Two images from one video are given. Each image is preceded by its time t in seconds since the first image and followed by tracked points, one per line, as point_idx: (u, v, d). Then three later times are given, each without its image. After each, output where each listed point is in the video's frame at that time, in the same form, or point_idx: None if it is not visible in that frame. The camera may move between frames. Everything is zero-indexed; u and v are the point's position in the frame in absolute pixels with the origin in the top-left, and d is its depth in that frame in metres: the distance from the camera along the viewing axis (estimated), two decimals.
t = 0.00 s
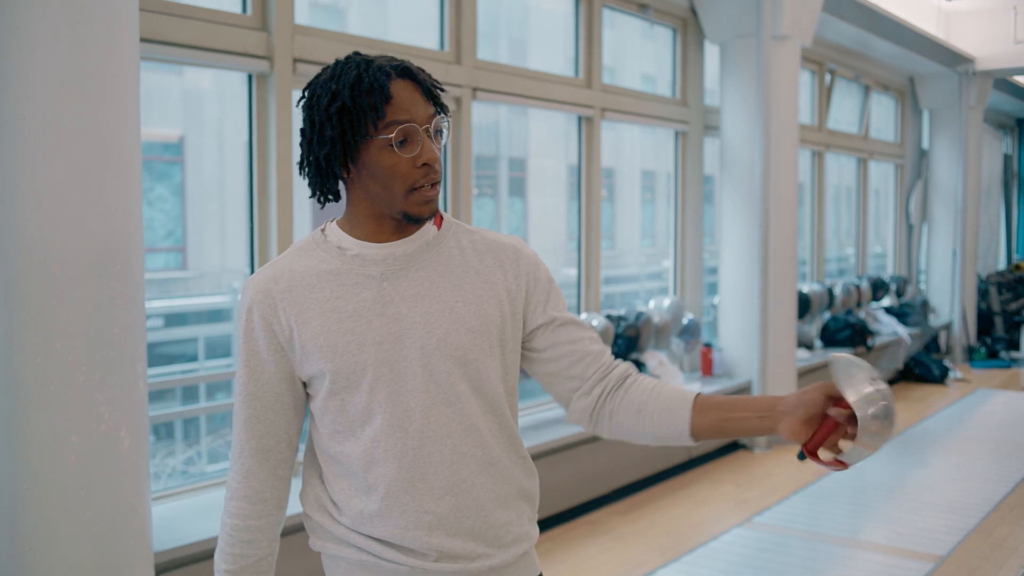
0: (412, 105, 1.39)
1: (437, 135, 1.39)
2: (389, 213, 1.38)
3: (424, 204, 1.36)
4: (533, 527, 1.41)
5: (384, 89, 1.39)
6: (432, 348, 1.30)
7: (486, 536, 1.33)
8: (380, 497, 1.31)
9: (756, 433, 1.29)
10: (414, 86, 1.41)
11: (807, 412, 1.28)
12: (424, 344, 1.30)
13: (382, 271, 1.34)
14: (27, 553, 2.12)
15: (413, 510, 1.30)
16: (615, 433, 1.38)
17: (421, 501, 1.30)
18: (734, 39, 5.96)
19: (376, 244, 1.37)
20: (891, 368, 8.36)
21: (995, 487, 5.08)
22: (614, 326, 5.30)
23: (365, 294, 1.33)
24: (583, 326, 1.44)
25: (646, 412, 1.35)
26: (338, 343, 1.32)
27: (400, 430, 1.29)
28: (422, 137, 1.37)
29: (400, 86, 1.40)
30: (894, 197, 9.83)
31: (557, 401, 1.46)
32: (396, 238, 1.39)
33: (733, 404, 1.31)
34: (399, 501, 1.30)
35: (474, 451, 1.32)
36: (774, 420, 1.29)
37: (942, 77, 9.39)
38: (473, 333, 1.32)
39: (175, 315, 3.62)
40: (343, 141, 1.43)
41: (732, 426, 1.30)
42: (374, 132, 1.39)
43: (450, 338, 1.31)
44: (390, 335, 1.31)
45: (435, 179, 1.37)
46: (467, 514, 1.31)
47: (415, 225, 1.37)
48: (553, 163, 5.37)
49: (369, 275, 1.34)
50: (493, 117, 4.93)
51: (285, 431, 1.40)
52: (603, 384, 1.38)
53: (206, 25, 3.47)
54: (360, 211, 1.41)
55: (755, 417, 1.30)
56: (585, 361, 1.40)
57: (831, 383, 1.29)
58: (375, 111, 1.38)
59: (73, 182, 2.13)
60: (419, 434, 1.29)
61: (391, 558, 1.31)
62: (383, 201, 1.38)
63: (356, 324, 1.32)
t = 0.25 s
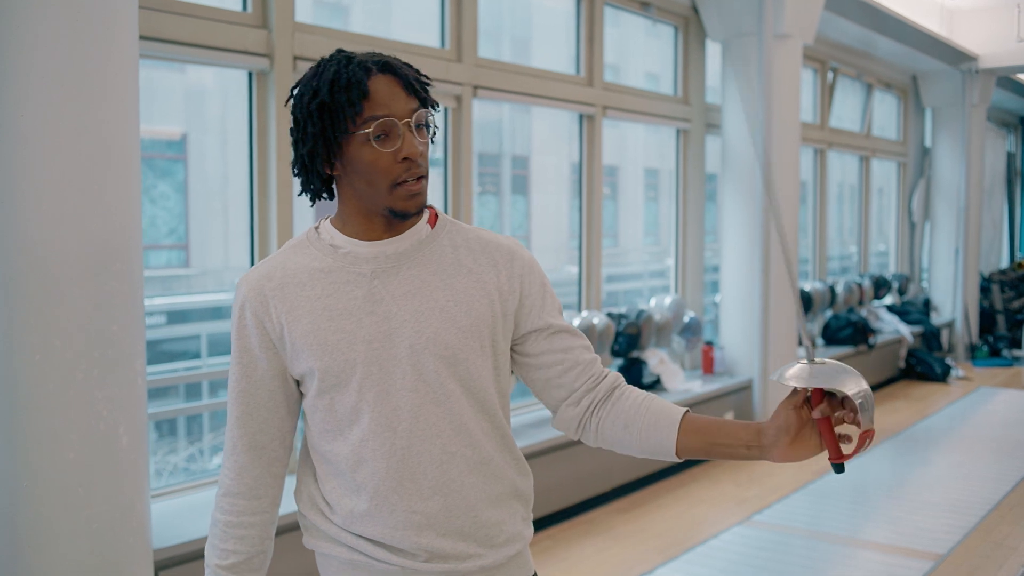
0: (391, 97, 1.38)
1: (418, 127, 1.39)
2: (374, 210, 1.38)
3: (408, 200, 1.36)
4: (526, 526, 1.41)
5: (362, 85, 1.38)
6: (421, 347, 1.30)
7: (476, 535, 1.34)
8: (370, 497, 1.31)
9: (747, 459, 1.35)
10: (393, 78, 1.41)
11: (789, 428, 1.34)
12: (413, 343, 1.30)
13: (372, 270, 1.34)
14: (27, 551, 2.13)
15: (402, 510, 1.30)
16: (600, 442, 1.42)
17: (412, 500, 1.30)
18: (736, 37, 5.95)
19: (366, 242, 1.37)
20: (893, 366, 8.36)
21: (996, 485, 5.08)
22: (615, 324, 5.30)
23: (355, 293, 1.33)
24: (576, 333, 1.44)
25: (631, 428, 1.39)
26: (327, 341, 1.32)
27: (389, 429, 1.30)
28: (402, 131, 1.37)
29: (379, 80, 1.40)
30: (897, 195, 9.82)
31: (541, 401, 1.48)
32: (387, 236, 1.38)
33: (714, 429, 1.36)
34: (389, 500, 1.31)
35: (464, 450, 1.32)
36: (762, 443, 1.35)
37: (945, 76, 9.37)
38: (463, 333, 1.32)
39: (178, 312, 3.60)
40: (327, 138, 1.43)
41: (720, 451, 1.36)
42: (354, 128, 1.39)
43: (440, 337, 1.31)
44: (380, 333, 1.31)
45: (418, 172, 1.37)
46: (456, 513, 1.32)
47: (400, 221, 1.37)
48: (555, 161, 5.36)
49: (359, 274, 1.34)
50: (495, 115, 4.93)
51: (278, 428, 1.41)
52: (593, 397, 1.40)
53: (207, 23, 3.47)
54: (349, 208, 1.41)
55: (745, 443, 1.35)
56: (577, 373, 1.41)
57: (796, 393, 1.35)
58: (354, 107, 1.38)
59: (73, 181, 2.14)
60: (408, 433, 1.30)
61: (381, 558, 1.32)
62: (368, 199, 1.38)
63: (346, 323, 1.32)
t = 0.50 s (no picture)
0: (366, 97, 1.39)
1: (393, 127, 1.39)
2: (351, 211, 1.39)
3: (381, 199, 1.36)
4: (520, 528, 1.41)
5: (338, 87, 1.40)
6: (414, 347, 1.30)
7: (471, 536, 1.34)
8: (363, 498, 1.31)
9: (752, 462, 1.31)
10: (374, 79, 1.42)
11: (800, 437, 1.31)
12: (405, 343, 1.31)
13: (364, 270, 1.35)
14: (23, 551, 2.13)
15: (396, 512, 1.30)
16: (605, 438, 1.40)
17: (406, 502, 1.30)
18: (735, 38, 5.95)
19: (352, 242, 1.37)
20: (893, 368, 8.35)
21: (994, 487, 5.07)
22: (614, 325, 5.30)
23: (347, 293, 1.34)
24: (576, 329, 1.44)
25: (635, 420, 1.36)
26: (319, 342, 1.32)
27: (382, 430, 1.30)
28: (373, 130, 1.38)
29: (357, 81, 1.41)
30: (897, 196, 9.82)
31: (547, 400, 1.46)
32: (375, 237, 1.38)
33: (719, 428, 1.32)
34: (383, 501, 1.31)
35: (457, 452, 1.32)
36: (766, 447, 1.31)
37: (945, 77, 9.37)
38: (456, 333, 1.32)
39: (178, 312, 3.60)
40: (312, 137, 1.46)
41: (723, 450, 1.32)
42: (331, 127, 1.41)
43: (433, 338, 1.31)
44: (372, 334, 1.31)
45: (389, 171, 1.36)
46: (450, 514, 1.32)
47: (376, 221, 1.37)
48: (555, 162, 5.37)
49: (352, 275, 1.34)
50: (496, 116, 4.94)
51: (271, 431, 1.40)
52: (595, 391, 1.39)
53: (205, 24, 3.48)
54: (335, 208, 1.42)
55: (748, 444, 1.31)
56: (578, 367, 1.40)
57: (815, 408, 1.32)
58: (330, 109, 1.41)
59: (71, 180, 2.14)
60: (401, 434, 1.30)
61: (376, 560, 1.32)
62: (346, 200, 1.40)
63: (338, 324, 1.32)
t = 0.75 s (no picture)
0: (363, 94, 1.37)
1: (391, 126, 1.37)
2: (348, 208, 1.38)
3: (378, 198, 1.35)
4: (508, 529, 1.41)
5: (336, 83, 1.39)
6: (404, 348, 1.30)
7: (457, 537, 1.34)
8: (351, 497, 1.31)
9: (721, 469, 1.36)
10: (373, 77, 1.40)
11: (758, 433, 1.36)
12: (396, 344, 1.30)
13: (356, 270, 1.34)
14: (13, 552, 2.13)
15: (384, 513, 1.30)
16: (577, 451, 1.43)
17: (393, 502, 1.30)
18: (728, 39, 5.96)
19: (346, 240, 1.38)
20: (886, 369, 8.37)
21: (986, 487, 5.09)
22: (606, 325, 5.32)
23: (338, 292, 1.33)
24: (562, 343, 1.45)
25: (607, 438, 1.40)
26: (309, 340, 1.32)
27: (371, 429, 1.30)
28: (369, 127, 1.36)
29: (355, 78, 1.39)
30: (890, 197, 9.85)
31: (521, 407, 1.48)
32: (369, 235, 1.38)
33: (687, 437, 1.37)
34: (370, 501, 1.30)
35: (446, 453, 1.32)
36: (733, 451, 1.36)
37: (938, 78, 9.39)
38: (447, 334, 1.32)
39: (172, 312, 3.59)
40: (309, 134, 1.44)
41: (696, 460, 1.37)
42: (327, 124, 1.39)
43: (424, 339, 1.31)
44: (362, 334, 1.31)
45: (384, 169, 1.34)
46: (436, 515, 1.32)
47: (372, 219, 1.37)
48: (549, 163, 5.37)
49: (343, 274, 1.34)
50: (490, 117, 4.95)
51: (260, 427, 1.40)
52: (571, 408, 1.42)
53: (198, 23, 3.47)
54: (332, 207, 1.41)
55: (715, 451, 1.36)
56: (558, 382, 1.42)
57: (761, 397, 1.37)
58: (327, 105, 1.39)
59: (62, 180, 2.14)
60: (391, 433, 1.30)
61: (362, 560, 1.32)
62: (342, 196, 1.38)
63: (328, 323, 1.32)
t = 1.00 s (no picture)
0: (394, 108, 1.38)
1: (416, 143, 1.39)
2: (360, 214, 1.37)
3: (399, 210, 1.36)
4: (500, 528, 1.41)
5: (367, 91, 1.37)
6: (396, 349, 1.31)
7: (450, 537, 1.34)
8: (344, 498, 1.31)
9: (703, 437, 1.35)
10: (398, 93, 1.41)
11: (738, 398, 1.34)
12: (388, 344, 1.31)
13: (347, 272, 1.34)
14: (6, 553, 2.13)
15: (377, 513, 1.30)
16: (567, 446, 1.43)
17: (386, 502, 1.30)
18: (722, 40, 5.97)
19: (342, 244, 1.37)
20: (880, 369, 8.39)
21: (980, 487, 5.10)
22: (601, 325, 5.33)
23: (330, 294, 1.33)
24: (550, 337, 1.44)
25: (594, 429, 1.39)
26: (301, 343, 1.31)
27: (363, 431, 1.30)
28: (401, 142, 1.37)
29: (383, 91, 1.39)
30: (885, 197, 9.87)
31: (511, 404, 1.48)
32: (365, 239, 1.38)
33: (668, 413, 1.36)
34: (363, 503, 1.30)
35: (438, 453, 1.32)
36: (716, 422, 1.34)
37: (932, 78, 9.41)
38: (439, 334, 1.33)
39: (167, 313, 3.59)
40: (321, 141, 1.40)
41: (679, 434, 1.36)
42: (355, 134, 1.37)
43: (416, 339, 1.31)
44: (354, 336, 1.31)
45: (410, 185, 1.36)
46: (429, 516, 1.32)
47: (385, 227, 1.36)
48: (545, 164, 5.38)
49: (334, 276, 1.34)
50: (485, 117, 4.96)
51: (252, 431, 1.40)
52: (559, 401, 1.41)
53: (192, 25, 3.47)
54: (332, 212, 1.40)
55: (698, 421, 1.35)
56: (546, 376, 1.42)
57: (741, 362, 1.35)
58: (356, 110, 1.37)
59: (54, 182, 2.14)
60: (383, 435, 1.30)
61: (355, 560, 1.32)
62: (356, 201, 1.37)
63: (320, 326, 1.32)
